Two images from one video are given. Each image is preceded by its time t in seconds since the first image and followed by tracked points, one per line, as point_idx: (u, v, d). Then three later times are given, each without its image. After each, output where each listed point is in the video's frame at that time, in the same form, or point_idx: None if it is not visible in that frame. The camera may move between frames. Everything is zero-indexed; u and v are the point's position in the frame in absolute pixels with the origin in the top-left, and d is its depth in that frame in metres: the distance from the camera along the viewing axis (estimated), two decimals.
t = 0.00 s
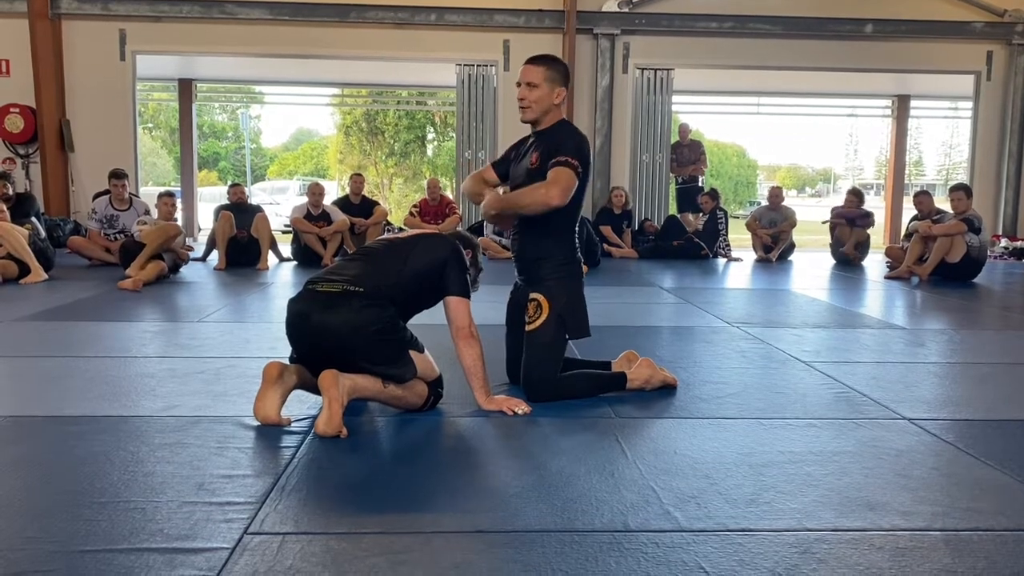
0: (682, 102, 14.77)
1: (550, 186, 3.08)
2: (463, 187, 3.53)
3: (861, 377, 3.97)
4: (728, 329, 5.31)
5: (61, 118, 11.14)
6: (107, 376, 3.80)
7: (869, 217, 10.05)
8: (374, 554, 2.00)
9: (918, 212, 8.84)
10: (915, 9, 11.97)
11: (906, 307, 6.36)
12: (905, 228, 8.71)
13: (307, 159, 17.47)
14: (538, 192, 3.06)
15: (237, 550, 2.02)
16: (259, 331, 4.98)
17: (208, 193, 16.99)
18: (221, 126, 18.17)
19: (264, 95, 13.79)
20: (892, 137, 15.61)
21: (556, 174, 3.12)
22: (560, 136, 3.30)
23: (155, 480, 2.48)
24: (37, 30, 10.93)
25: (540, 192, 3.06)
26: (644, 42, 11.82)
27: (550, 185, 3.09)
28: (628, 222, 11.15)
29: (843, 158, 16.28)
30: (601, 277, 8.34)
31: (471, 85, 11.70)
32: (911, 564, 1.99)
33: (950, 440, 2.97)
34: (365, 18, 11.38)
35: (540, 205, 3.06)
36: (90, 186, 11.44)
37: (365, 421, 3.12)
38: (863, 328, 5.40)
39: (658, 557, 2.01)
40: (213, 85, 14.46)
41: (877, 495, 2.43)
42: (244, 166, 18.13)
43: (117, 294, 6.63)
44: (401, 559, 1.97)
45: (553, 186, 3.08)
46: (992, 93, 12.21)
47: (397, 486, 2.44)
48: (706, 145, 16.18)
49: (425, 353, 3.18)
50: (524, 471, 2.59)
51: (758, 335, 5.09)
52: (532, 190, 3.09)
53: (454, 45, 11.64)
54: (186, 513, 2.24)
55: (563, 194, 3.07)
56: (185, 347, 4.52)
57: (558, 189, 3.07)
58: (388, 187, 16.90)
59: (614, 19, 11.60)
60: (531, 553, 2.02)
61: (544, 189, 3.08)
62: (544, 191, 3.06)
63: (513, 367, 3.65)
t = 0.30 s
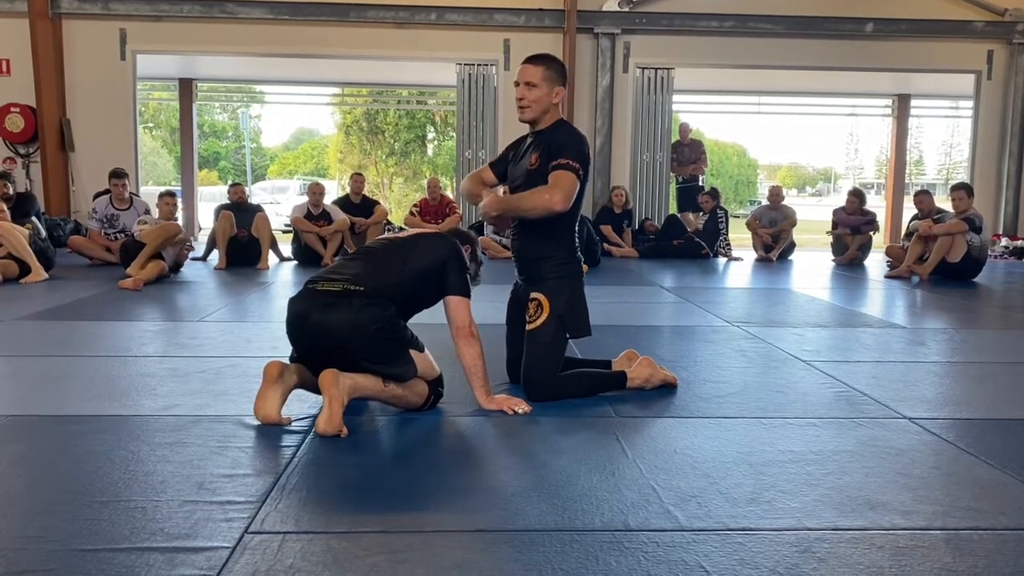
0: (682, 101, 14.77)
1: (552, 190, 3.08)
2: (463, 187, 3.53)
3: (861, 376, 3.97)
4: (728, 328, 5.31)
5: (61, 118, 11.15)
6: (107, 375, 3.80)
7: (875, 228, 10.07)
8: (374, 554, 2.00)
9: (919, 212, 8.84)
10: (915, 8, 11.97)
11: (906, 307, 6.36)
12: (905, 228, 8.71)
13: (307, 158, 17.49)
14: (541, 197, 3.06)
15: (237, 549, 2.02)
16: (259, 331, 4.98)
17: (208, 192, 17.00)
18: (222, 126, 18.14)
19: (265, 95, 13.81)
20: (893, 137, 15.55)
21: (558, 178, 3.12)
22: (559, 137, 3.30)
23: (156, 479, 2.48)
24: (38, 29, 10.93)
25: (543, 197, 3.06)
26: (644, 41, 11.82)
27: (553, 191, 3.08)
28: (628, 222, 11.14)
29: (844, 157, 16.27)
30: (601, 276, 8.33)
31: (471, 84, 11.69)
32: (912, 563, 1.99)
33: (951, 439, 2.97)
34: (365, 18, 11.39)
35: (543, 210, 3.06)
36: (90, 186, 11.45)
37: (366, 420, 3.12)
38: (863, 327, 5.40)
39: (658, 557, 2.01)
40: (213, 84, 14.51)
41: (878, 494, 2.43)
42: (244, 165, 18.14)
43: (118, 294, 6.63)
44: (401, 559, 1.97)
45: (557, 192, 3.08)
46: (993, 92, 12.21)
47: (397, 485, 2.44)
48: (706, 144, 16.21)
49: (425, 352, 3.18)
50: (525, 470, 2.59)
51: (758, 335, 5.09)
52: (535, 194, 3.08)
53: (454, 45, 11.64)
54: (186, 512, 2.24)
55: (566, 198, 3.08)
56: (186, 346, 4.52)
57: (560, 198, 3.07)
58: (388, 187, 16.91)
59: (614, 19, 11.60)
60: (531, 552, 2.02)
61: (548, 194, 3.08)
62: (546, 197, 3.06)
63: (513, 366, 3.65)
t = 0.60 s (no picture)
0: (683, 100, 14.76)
1: (553, 191, 3.09)
2: (463, 186, 3.53)
3: (862, 376, 3.96)
4: (728, 328, 5.31)
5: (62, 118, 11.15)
6: (108, 375, 3.80)
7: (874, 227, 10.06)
8: (374, 554, 2.00)
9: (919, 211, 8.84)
10: (916, 7, 11.96)
11: (906, 307, 6.37)
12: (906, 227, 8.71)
13: (308, 158, 17.50)
14: (541, 197, 3.06)
15: (237, 549, 2.02)
16: (260, 331, 4.98)
17: (209, 191, 17.01)
18: (222, 125, 18.11)
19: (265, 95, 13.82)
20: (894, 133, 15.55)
21: (559, 179, 3.12)
22: (559, 136, 3.30)
23: (157, 479, 2.48)
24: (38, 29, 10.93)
25: (543, 197, 3.06)
26: (644, 41, 11.82)
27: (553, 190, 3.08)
28: (629, 221, 11.13)
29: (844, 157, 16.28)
30: (602, 276, 8.33)
31: (472, 83, 11.69)
32: (913, 563, 1.99)
33: (951, 439, 2.97)
34: (365, 18, 11.39)
35: (541, 210, 3.06)
36: (90, 186, 11.45)
37: (366, 420, 3.12)
38: (864, 327, 5.40)
39: (659, 557, 2.01)
40: (214, 83, 14.55)
41: (878, 494, 2.43)
42: (245, 165, 18.15)
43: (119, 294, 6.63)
44: (402, 558, 1.97)
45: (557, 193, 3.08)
46: (993, 91, 12.20)
47: (398, 485, 2.45)
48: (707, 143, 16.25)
49: (427, 351, 3.18)
50: (525, 470, 2.59)
51: (758, 334, 5.10)
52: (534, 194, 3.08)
53: (455, 44, 11.63)
54: (186, 512, 2.24)
55: (566, 198, 3.08)
56: (187, 346, 4.52)
57: (560, 198, 3.07)
58: (389, 186, 16.91)
59: (615, 18, 11.59)
60: (531, 552, 2.02)
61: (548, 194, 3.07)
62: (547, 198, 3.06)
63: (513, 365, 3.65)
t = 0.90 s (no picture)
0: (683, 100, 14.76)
1: (578, 215, 3.16)
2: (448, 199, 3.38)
3: (863, 375, 3.96)
4: (729, 328, 5.31)
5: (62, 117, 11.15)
6: (109, 375, 3.80)
7: (874, 228, 10.13)
8: (375, 553, 2.00)
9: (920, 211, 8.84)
10: (916, 6, 11.96)
11: (908, 306, 6.36)
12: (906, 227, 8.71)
13: (308, 157, 17.53)
14: (573, 224, 3.14)
15: (238, 549, 2.02)
16: (261, 330, 4.98)
17: (209, 191, 17.02)
18: (223, 125, 18.09)
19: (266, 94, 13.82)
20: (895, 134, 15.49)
21: (583, 201, 3.19)
22: (561, 143, 3.29)
23: (157, 479, 2.48)
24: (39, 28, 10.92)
25: (573, 224, 3.15)
26: (645, 40, 11.81)
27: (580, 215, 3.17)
28: (630, 221, 11.11)
29: (845, 156, 16.39)
30: (602, 275, 8.32)
31: (473, 83, 11.68)
32: (914, 562, 1.99)
33: (952, 438, 2.97)
34: (365, 17, 11.38)
35: (574, 237, 3.16)
36: (91, 185, 11.44)
37: (368, 419, 3.12)
38: (865, 326, 5.40)
39: (660, 557, 2.01)
40: (214, 83, 14.56)
41: (879, 493, 2.43)
42: (245, 164, 18.14)
43: (120, 293, 6.63)
44: (403, 558, 1.97)
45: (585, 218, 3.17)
46: (994, 90, 12.19)
47: (400, 484, 2.45)
48: (708, 143, 16.31)
49: (433, 349, 3.18)
50: (527, 470, 2.59)
51: (759, 334, 5.10)
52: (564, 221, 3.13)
53: (455, 43, 11.62)
54: (187, 512, 2.24)
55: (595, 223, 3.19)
56: (187, 346, 4.52)
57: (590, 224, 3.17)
58: (389, 185, 16.91)
59: (615, 17, 11.59)
60: (533, 551, 2.02)
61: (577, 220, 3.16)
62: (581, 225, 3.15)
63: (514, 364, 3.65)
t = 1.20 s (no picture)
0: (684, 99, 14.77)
1: (600, 228, 3.12)
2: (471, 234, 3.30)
3: (864, 374, 3.96)
4: (730, 327, 5.31)
5: (63, 117, 11.15)
6: (110, 374, 3.80)
7: (874, 226, 10.11)
8: (376, 552, 2.00)
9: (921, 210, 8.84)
10: (917, 5, 11.94)
11: (908, 305, 6.36)
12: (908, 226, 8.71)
13: (309, 156, 17.58)
14: (597, 238, 3.08)
15: (238, 548, 2.02)
16: (262, 329, 4.98)
17: (210, 190, 17.04)
18: (223, 124, 18.05)
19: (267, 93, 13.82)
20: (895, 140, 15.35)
21: (601, 214, 3.16)
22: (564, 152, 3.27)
23: (158, 478, 2.48)
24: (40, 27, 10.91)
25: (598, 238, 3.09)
26: (646, 39, 11.80)
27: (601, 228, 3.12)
28: (631, 220, 11.10)
29: (845, 155, 16.58)
30: (603, 274, 8.33)
31: (473, 82, 11.68)
32: (913, 561, 2.00)
33: (952, 437, 2.97)
34: (366, 16, 11.38)
35: (601, 250, 3.09)
36: (91, 184, 11.44)
37: (369, 419, 3.11)
38: (866, 325, 5.40)
39: (661, 556, 2.01)
40: (215, 82, 14.61)
41: (879, 492, 2.43)
42: (246, 163, 18.16)
43: (121, 292, 6.64)
44: (403, 557, 1.97)
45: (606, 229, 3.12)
46: (995, 89, 12.18)
47: (400, 483, 2.45)
48: (709, 141, 16.41)
49: (435, 348, 3.18)
50: (528, 469, 2.59)
51: (759, 332, 5.10)
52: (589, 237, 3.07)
53: (456, 42, 11.61)
54: (187, 511, 2.24)
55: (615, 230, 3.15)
56: (188, 345, 4.52)
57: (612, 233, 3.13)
58: (390, 184, 16.93)
59: (616, 16, 11.57)
60: (533, 550, 2.02)
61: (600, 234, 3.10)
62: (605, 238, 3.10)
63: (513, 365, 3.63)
